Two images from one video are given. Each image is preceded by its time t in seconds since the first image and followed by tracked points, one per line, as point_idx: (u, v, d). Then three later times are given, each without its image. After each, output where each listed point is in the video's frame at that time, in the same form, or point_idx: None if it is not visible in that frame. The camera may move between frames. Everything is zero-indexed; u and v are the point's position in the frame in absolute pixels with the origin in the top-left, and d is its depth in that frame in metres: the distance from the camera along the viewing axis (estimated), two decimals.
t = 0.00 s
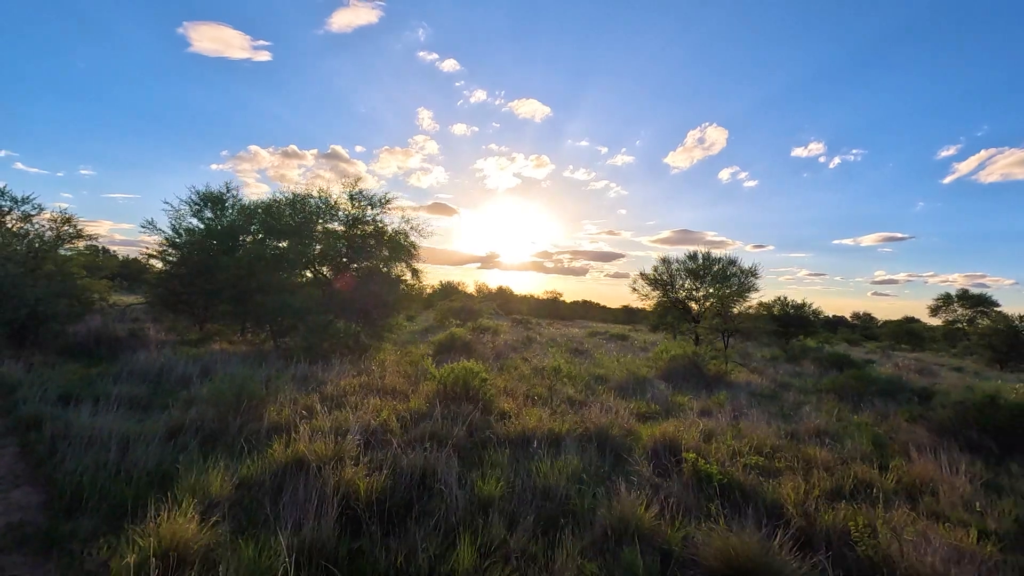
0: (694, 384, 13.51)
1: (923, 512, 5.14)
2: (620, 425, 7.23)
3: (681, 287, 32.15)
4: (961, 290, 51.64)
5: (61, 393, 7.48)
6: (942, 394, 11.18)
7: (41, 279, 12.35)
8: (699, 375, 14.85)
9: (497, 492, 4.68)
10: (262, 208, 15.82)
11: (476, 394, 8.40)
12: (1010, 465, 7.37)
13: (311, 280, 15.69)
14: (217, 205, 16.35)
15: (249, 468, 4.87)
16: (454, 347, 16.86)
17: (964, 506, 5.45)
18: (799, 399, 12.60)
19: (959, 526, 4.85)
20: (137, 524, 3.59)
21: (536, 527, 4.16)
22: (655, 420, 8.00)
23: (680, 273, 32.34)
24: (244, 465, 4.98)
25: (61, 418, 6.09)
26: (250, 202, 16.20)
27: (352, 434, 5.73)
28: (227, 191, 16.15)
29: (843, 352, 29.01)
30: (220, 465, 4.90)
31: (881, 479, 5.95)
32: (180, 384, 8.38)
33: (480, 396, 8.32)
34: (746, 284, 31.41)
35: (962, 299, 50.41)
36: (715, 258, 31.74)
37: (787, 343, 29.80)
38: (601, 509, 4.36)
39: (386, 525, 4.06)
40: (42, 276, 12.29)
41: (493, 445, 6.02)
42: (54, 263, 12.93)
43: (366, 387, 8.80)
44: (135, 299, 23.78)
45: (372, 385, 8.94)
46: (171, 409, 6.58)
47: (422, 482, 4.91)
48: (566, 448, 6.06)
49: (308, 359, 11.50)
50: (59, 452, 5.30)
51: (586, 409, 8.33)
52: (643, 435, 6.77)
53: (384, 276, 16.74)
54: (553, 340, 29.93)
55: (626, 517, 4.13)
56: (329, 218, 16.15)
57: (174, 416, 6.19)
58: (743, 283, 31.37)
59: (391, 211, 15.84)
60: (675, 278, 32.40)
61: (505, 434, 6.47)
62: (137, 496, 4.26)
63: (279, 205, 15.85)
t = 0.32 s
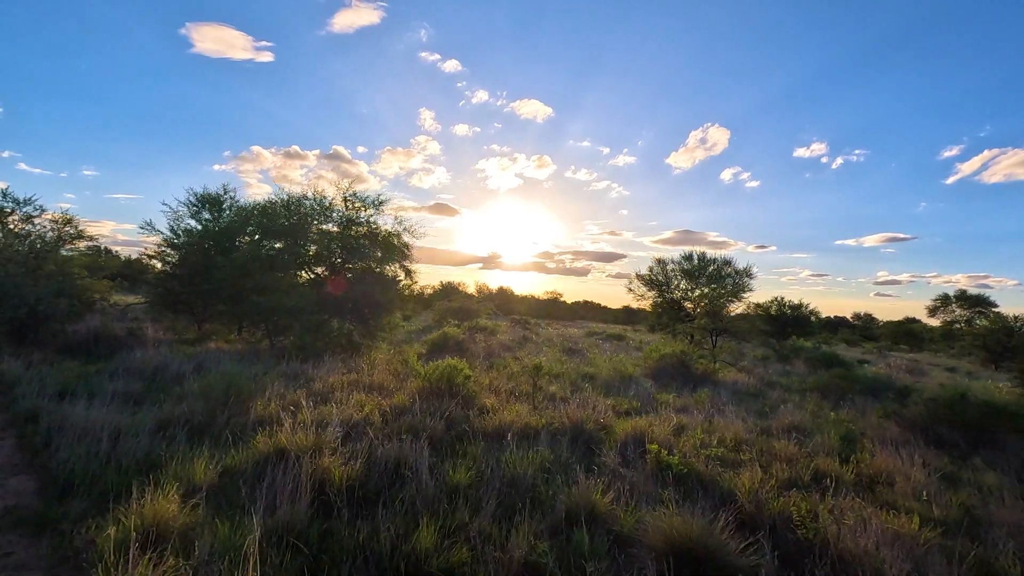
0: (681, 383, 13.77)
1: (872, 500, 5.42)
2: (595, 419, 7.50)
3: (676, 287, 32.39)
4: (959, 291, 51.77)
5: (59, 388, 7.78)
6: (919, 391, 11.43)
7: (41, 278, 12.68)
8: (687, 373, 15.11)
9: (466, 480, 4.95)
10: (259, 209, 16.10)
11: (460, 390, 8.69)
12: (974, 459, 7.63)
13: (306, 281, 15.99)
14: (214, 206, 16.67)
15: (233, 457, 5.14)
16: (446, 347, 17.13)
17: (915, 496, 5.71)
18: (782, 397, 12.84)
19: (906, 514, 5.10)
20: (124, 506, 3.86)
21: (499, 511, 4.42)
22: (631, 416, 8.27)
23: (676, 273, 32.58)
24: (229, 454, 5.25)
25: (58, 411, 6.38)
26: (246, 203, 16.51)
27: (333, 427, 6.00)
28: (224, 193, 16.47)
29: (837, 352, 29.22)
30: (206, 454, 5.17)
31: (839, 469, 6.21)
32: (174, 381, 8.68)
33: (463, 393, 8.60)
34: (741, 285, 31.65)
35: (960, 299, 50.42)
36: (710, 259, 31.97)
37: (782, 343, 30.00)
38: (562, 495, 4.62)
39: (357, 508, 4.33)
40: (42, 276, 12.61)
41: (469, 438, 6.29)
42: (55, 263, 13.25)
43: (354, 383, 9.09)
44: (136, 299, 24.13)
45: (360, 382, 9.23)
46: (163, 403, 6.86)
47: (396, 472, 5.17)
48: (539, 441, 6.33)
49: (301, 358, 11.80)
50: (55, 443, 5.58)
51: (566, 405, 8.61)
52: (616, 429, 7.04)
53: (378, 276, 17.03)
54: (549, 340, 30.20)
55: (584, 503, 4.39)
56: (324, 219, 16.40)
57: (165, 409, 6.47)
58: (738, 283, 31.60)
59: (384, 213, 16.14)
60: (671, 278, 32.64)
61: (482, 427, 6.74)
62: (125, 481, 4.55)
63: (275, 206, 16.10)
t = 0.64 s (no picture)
0: (666, 380, 14.09)
1: (825, 489, 5.71)
2: (571, 413, 7.80)
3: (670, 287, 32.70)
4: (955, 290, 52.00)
5: (57, 384, 8.12)
6: (895, 387, 11.73)
7: (42, 278, 13.05)
8: (673, 371, 15.43)
9: (439, 467, 5.25)
10: (255, 210, 16.48)
11: (444, 384, 9.05)
12: (937, 452, 7.90)
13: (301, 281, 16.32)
14: (211, 207, 17.01)
15: (221, 446, 5.46)
16: (440, 345, 17.41)
17: (867, 484, 6.00)
18: (765, 394, 13.11)
19: (855, 501, 5.39)
20: (114, 488, 4.17)
21: (466, 495, 4.72)
22: (608, 410, 8.61)
23: (670, 273, 32.88)
24: (216, 443, 5.56)
25: (55, 404, 6.72)
26: (242, 204, 16.85)
27: (316, 420, 6.29)
28: (220, 193, 16.79)
29: (829, 351, 29.48)
30: (195, 443, 5.49)
31: (799, 460, 6.50)
32: (168, 377, 9.02)
33: (447, 387, 8.94)
34: (734, 284, 31.96)
35: (958, 298, 50.49)
36: (704, 258, 32.28)
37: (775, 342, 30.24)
38: (527, 479, 4.92)
39: (332, 492, 4.64)
40: (43, 276, 12.97)
41: (448, 429, 6.60)
42: (55, 263, 13.62)
43: (343, 378, 9.44)
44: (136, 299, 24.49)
45: (349, 377, 9.58)
46: (156, 397, 7.19)
47: (374, 460, 5.47)
48: (514, 432, 6.65)
49: (294, 355, 12.10)
50: (52, 433, 5.91)
51: (545, 399, 8.95)
52: (589, 422, 7.37)
53: (372, 275, 17.35)
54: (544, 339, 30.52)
55: (545, 487, 4.69)
56: (319, 219, 16.92)
57: (158, 402, 6.81)
58: (731, 283, 31.91)
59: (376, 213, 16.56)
60: (665, 278, 32.95)
61: (461, 419, 7.06)
62: (117, 467, 4.87)
63: (270, 206, 16.46)
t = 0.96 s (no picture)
0: (653, 378, 14.36)
1: (785, 478, 5.99)
2: (550, 407, 8.07)
3: (666, 286, 32.94)
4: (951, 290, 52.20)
5: (56, 379, 8.41)
6: (875, 384, 12.00)
7: (41, 277, 13.37)
8: (661, 369, 15.70)
9: (415, 456, 5.53)
10: (251, 211, 16.71)
11: (430, 381, 9.32)
12: (904, 445, 8.17)
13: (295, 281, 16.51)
14: (209, 207, 17.31)
15: (209, 436, 5.76)
16: (433, 344, 17.72)
17: (827, 474, 6.28)
18: (749, 391, 13.39)
19: (811, 489, 5.66)
20: (105, 473, 4.46)
21: (438, 481, 5.00)
22: (590, 405, 8.88)
23: (666, 273, 33.11)
24: (204, 434, 5.85)
25: (53, 398, 7.02)
26: (239, 204, 17.13)
27: (302, 413, 6.58)
28: (217, 194, 17.09)
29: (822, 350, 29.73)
30: (185, 434, 5.79)
31: (765, 452, 6.78)
32: (163, 373, 9.30)
33: (434, 383, 9.21)
34: (729, 283, 32.19)
35: (954, 297, 50.63)
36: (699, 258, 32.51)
37: (770, 341, 30.43)
38: (497, 467, 5.20)
39: (312, 477, 4.92)
40: (42, 275, 13.29)
41: (429, 422, 6.87)
42: (55, 262, 13.92)
43: (333, 374, 9.72)
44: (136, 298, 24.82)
45: (338, 374, 9.86)
46: (149, 391, 7.48)
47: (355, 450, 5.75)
48: (492, 425, 6.93)
49: (287, 353, 12.40)
50: (49, 424, 6.20)
51: (528, 394, 9.23)
52: (568, 416, 7.64)
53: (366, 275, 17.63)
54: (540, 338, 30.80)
55: (512, 474, 4.97)
56: (314, 220, 17.16)
57: (152, 396, 7.09)
58: (726, 282, 32.14)
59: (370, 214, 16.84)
60: (660, 277, 33.17)
61: (443, 412, 7.33)
62: (110, 455, 5.17)
63: (266, 206, 16.74)
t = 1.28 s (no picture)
0: (641, 376, 14.62)
1: (749, 469, 6.26)
2: (532, 403, 8.36)
3: (660, 287, 33.19)
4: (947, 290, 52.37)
5: (54, 376, 8.68)
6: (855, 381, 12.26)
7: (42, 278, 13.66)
8: (649, 368, 15.97)
9: (394, 447, 5.81)
10: (248, 212, 16.99)
11: (417, 378, 9.60)
12: (875, 440, 8.45)
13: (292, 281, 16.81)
14: (206, 208, 17.61)
15: (199, 428, 6.04)
16: (426, 343, 17.99)
17: (791, 465, 6.55)
18: (734, 389, 13.67)
19: (773, 479, 5.93)
20: (98, 461, 4.74)
21: (414, 469, 5.28)
22: (571, 401, 9.17)
23: (661, 273, 33.36)
24: (194, 427, 6.13)
25: (50, 393, 7.29)
26: (236, 206, 17.42)
27: (288, 407, 6.85)
28: (215, 196, 17.39)
29: (815, 350, 29.94)
30: (175, 426, 6.06)
31: (735, 445, 7.05)
32: (158, 370, 9.58)
33: (421, 380, 9.50)
34: (723, 283, 32.44)
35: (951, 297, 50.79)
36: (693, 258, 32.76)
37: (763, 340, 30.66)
38: (471, 456, 5.47)
39: (294, 466, 5.20)
40: (43, 275, 13.59)
41: (412, 416, 7.14)
42: (55, 263, 14.17)
43: (323, 372, 10.01)
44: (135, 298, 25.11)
45: (328, 371, 10.14)
46: (143, 388, 7.75)
47: (337, 441, 6.03)
48: (473, 419, 7.21)
49: (280, 351, 12.68)
50: (47, 418, 6.48)
51: (512, 391, 9.51)
52: (548, 411, 7.93)
53: (360, 275, 17.92)
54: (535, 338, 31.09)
55: (484, 464, 5.25)
56: (308, 221, 17.49)
57: (145, 392, 7.37)
58: (720, 283, 32.40)
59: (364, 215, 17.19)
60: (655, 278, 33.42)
61: (426, 407, 7.61)
62: (104, 446, 5.44)
63: (262, 208, 17.03)
